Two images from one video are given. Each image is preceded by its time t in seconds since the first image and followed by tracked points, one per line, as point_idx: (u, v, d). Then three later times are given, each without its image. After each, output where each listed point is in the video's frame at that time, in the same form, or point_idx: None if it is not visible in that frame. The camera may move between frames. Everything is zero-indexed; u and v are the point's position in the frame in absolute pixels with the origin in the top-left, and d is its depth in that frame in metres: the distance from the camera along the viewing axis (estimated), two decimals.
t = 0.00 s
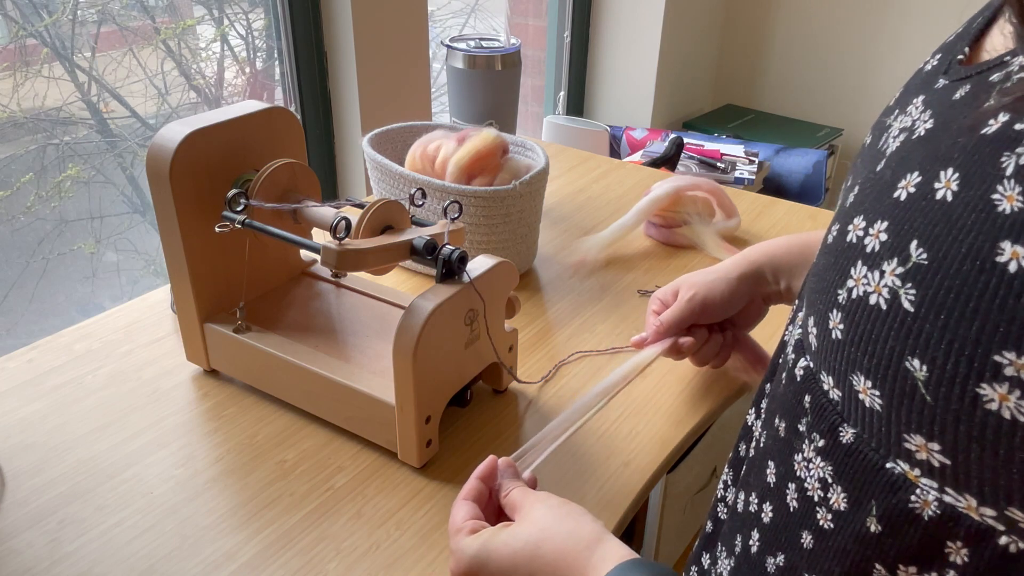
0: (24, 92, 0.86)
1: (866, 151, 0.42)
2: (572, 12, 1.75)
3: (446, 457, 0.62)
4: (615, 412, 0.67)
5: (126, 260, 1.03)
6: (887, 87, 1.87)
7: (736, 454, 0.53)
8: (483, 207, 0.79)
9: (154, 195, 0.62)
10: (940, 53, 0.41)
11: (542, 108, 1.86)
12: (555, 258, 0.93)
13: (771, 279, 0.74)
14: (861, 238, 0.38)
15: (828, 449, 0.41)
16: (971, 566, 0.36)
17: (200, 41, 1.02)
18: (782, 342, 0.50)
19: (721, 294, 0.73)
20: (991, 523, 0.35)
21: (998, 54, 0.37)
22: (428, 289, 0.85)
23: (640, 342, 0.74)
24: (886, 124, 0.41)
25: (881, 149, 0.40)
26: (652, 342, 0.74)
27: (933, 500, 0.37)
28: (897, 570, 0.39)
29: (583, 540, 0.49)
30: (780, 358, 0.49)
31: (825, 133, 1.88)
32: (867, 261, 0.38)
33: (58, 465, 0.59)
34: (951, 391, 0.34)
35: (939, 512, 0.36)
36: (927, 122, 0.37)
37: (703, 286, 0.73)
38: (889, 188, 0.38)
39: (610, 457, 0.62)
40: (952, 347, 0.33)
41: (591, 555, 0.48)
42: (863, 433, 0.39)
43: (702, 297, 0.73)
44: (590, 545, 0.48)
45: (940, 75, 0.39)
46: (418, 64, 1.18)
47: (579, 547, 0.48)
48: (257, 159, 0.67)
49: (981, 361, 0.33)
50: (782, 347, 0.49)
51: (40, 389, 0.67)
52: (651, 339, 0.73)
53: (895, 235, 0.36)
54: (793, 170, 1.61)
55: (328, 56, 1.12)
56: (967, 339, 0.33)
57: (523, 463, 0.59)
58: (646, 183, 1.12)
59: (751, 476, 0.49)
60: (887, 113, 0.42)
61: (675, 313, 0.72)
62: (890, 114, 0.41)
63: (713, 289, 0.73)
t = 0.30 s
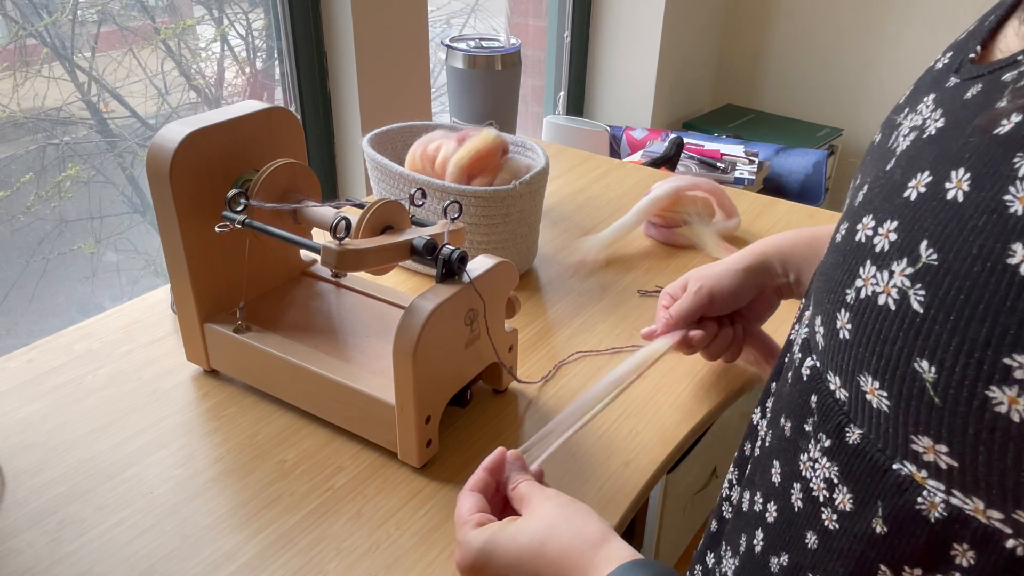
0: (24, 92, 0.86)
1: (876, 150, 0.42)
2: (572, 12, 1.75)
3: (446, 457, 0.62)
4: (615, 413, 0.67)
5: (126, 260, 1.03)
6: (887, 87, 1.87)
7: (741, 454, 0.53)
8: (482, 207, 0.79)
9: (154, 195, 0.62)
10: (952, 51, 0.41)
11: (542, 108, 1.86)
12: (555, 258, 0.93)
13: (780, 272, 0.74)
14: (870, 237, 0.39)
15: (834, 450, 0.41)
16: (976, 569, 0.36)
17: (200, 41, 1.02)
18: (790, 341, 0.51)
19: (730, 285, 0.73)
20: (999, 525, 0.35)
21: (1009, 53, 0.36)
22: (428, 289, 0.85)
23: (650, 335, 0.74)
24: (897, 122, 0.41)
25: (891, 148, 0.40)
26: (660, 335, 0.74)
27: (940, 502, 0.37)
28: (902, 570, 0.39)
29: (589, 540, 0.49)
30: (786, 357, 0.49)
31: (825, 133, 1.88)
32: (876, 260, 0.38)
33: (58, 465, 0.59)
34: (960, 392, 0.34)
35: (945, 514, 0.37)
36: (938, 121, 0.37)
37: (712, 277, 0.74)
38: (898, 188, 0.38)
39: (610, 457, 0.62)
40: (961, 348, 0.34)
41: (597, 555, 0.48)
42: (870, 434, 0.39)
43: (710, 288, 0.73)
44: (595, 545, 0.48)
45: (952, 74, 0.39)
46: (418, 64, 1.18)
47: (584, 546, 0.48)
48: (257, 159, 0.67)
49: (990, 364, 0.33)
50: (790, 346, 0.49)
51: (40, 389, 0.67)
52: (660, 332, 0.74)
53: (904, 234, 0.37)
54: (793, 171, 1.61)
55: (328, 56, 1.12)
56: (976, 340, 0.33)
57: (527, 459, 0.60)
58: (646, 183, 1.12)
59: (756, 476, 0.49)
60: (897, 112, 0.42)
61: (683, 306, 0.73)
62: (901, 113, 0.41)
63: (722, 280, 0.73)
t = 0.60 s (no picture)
0: (24, 91, 0.86)
1: (887, 144, 0.45)
2: (572, 12, 1.75)
3: (446, 457, 0.62)
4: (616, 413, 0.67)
5: (126, 260, 1.03)
6: (887, 86, 1.87)
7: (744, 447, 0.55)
8: (482, 207, 0.79)
9: (154, 195, 0.62)
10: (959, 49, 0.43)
11: (542, 108, 1.86)
12: (555, 258, 0.93)
13: (781, 235, 0.68)
14: (880, 230, 0.41)
15: (838, 444, 0.43)
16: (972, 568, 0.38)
17: (200, 41, 1.02)
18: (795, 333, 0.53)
19: (731, 249, 0.67)
20: (999, 523, 0.36)
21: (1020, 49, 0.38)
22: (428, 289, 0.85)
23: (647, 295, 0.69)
24: (907, 118, 0.44)
25: (902, 142, 0.42)
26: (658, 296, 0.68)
27: (941, 498, 0.38)
28: (896, 570, 0.41)
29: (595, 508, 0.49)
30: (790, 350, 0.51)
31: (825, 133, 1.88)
32: (885, 254, 0.40)
33: (58, 466, 0.59)
34: (965, 386, 0.35)
35: (946, 509, 0.38)
36: (949, 115, 0.40)
37: (712, 238, 0.68)
38: (910, 180, 0.40)
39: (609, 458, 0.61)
40: (969, 341, 0.35)
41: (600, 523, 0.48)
42: (871, 429, 0.41)
43: (710, 250, 0.67)
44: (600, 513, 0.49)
45: (961, 70, 0.41)
46: (418, 64, 1.18)
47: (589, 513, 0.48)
48: (257, 159, 0.67)
49: (997, 357, 0.34)
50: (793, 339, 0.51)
51: (40, 389, 0.67)
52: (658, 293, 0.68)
53: (914, 229, 0.39)
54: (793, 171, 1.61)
55: (328, 56, 1.12)
56: (984, 334, 0.35)
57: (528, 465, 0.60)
58: (646, 183, 1.12)
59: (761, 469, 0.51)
60: (908, 108, 0.44)
61: (682, 265, 0.67)
62: (911, 109, 0.44)
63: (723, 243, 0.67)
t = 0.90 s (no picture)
0: (24, 92, 0.86)
1: (888, 142, 0.45)
2: (572, 12, 1.75)
3: (446, 457, 0.62)
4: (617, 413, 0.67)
5: (126, 260, 1.03)
6: (887, 87, 1.87)
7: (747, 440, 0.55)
8: (482, 207, 0.79)
9: (154, 195, 0.62)
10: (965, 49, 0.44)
11: (542, 108, 1.86)
12: (555, 258, 0.93)
13: (783, 215, 0.70)
14: (872, 224, 0.41)
15: (833, 435, 0.43)
16: (966, 552, 0.38)
17: (200, 41, 1.02)
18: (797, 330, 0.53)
19: (734, 220, 0.68)
20: (986, 511, 0.37)
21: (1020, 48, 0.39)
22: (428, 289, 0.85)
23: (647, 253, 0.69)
24: (909, 116, 0.44)
25: (900, 140, 0.43)
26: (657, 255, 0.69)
27: (930, 487, 0.39)
28: (901, 553, 0.42)
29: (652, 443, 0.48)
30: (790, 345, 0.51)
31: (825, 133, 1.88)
32: (876, 247, 0.40)
33: (58, 466, 0.59)
34: (952, 376, 0.36)
35: (935, 498, 0.39)
36: (944, 113, 0.40)
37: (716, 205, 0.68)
38: (903, 175, 0.40)
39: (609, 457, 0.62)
40: (955, 331, 0.35)
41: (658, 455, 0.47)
42: (864, 420, 0.41)
43: (715, 216, 0.68)
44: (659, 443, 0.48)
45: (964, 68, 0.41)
46: (418, 64, 1.18)
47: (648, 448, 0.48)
48: (257, 159, 0.67)
49: (983, 347, 0.34)
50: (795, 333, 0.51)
51: (39, 389, 0.67)
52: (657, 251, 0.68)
53: (903, 221, 0.39)
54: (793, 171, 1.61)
55: (328, 56, 1.12)
56: (970, 323, 0.35)
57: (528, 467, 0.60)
58: (645, 183, 1.12)
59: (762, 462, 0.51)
60: (911, 105, 0.45)
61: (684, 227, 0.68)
62: (913, 108, 0.44)
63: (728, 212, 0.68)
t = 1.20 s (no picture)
0: (24, 92, 0.86)
1: (887, 144, 0.45)
2: (572, 12, 1.75)
3: (445, 457, 0.62)
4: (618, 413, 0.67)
5: (126, 260, 1.03)
6: (888, 87, 1.87)
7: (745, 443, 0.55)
8: (482, 207, 0.79)
9: (154, 196, 0.62)
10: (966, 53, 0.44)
11: (542, 108, 1.86)
12: (555, 259, 0.93)
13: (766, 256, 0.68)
14: (868, 222, 0.41)
15: (826, 432, 0.43)
16: (952, 549, 0.37)
17: (200, 41, 1.02)
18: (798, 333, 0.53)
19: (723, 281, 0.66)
20: (974, 504, 0.36)
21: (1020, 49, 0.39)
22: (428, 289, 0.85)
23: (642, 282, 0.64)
24: (909, 118, 0.44)
25: (899, 141, 0.43)
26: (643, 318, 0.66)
27: (920, 480, 0.38)
28: (883, 553, 0.41)
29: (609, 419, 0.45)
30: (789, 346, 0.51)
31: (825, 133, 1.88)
32: (870, 244, 0.40)
33: (58, 466, 0.59)
34: (942, 369, 0.36)
35: (924, 492, 0.38)
36: (941, 115, 0.40)
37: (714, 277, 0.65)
38: (899, 174, 0.41)
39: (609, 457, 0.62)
40: (945, 326, 0.36)
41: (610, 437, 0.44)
42: (857, 415, 0.41)
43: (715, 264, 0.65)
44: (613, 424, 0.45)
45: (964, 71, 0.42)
46: (418, 64, 1.18)
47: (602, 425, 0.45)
48: (257, 159, 0.67)
49: (971, 341, 0.34)
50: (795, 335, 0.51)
51: (39, 389, 0.67)
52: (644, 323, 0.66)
53: (897, 218, 0.39)
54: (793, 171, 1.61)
55: (328, 56, 1.12)
56: (959, 318, 0.35)
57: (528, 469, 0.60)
58: (645, 183, 1.12)
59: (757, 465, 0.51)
60: (910, 108, 0.45)
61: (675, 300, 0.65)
62: (913, 110, 0.44)
63: (724, 256, 0.65)
